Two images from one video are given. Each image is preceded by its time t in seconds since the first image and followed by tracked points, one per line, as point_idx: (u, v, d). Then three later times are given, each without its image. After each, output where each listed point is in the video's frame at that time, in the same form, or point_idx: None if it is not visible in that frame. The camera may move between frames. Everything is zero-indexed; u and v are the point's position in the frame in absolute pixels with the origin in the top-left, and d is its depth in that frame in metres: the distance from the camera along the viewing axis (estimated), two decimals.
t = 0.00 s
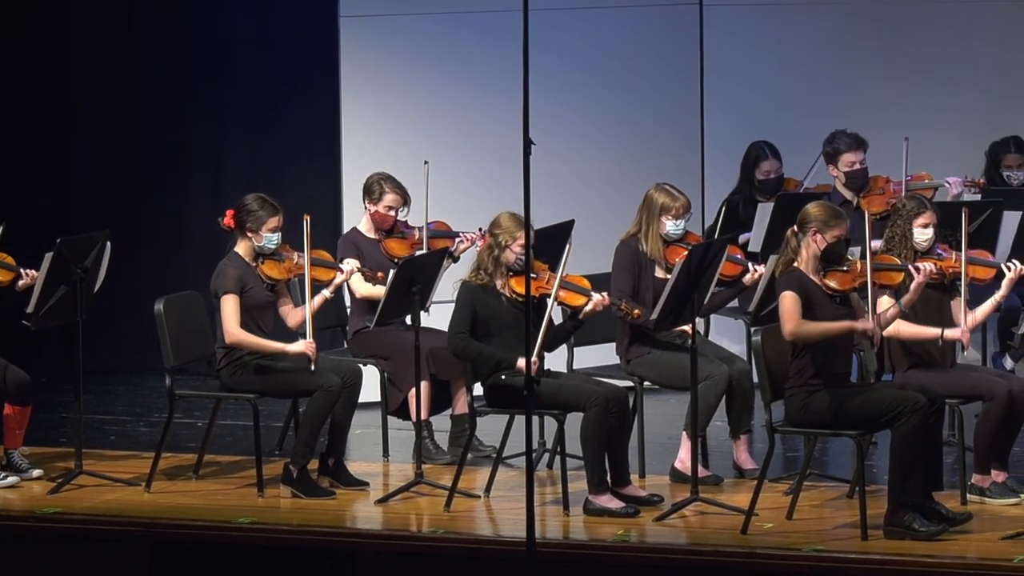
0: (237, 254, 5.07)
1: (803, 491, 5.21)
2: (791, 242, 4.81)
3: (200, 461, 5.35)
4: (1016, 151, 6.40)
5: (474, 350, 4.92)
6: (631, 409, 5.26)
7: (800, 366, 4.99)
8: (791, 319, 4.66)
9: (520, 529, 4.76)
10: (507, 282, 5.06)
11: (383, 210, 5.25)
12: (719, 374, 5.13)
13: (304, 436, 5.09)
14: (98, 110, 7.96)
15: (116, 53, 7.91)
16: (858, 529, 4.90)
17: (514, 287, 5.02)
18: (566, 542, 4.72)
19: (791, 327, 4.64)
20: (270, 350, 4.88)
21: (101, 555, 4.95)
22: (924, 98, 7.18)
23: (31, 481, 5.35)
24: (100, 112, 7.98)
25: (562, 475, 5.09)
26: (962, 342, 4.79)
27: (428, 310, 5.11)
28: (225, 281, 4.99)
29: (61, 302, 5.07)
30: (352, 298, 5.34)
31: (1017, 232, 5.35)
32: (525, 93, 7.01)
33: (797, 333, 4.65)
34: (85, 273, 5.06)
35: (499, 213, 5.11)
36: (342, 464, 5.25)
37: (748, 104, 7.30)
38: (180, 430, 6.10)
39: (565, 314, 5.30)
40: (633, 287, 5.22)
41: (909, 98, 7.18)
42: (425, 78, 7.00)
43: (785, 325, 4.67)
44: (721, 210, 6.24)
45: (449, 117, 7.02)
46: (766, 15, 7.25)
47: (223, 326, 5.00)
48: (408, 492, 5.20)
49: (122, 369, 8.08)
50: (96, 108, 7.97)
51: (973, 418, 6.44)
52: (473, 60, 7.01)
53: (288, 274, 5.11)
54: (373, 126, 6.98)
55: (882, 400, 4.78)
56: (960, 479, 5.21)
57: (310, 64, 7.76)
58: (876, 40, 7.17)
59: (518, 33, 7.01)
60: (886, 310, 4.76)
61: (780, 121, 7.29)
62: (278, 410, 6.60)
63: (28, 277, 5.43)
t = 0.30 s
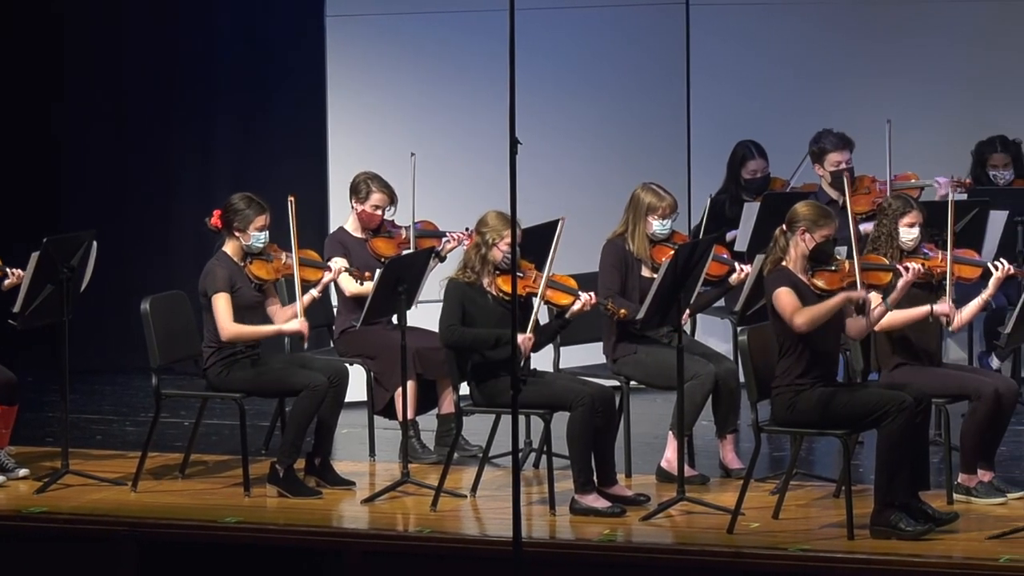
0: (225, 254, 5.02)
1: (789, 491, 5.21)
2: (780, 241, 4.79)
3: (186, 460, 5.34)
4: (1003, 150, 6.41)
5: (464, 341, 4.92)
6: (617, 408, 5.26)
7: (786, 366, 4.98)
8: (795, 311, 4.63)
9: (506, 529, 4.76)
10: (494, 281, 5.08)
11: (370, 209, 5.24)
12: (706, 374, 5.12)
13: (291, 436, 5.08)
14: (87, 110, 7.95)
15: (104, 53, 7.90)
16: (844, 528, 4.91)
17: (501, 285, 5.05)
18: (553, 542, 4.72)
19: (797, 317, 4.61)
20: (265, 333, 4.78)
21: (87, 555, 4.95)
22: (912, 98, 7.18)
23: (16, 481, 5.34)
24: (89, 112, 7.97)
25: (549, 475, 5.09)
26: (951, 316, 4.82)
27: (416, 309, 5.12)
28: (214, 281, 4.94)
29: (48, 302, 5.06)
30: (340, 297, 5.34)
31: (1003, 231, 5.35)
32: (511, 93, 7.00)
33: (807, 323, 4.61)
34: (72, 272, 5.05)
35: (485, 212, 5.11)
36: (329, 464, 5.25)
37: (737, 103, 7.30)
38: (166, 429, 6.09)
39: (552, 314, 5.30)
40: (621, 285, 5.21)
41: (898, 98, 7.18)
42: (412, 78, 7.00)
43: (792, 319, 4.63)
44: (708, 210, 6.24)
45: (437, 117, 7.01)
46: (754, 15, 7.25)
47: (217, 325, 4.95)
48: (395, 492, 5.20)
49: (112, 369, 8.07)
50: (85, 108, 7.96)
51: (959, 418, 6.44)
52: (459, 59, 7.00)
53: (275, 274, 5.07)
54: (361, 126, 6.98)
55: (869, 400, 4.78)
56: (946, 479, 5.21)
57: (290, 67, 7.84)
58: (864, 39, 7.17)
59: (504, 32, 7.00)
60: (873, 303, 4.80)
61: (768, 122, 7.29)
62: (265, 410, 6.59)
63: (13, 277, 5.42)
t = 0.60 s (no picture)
0: (212, 254, 5.01)
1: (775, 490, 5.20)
2: (771, 241, 4.70)
3: (173, 460, 5.35)
4: (989, 150, 6.41)
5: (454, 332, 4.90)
6: (603, 408, 5.25)
7: (773, 366, 4.98)
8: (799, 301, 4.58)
9: (492, 529, 4.76)
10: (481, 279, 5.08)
11: (357, 209, 5.23)
12: (692, 374, 5.12)
13: (277, 435, 5.09)
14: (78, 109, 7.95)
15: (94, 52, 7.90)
16: (830, 528, 4.91)
17: (487, 285, 5.04)
18: (539, 542, 4.72)
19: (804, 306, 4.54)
20: (257, 313, 4.81)
21: (73, 555, 4.95)
22: (899, 97, 7.19)
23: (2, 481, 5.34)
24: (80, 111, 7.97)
25: (535, 474, 5.09)
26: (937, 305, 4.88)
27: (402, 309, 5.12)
28: (202, 281, 4.94)
29: (34, 302, 5.06)
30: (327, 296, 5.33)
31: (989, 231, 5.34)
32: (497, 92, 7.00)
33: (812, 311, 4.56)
34: (58, 272, 5.05)
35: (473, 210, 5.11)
36: (315, 463, 5.26)
37: (724, 104, 7.31)
38: (153, 429, 6.09)
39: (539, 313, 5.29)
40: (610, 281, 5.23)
41: (886, 98, 7.20)
42: (399, 78, 7.00)
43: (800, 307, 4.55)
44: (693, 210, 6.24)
45: (424, 117, 7.02)
46: (741, 15, 7.25)
47: (213, 322, 4.91)
48: (381, 491, 5.20)
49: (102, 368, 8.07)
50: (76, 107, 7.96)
51: (945, 417, 6.44)
52: (446, 59, 7.00)
53: (261, 276, 5.07)
54: (349, 125, 6.98)
55: (855, 399, 4.78)
56: (933, 479, 5.21)
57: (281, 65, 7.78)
58: (851, 39, 7.18)
59: (489, 32, 7.00)
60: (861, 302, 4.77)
61: (756, 122, 7.30)
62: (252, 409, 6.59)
63: None
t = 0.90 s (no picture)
0: (197, 254, 5.01)
1: (761, 490, 5.21)
2: (759, 241, 4.69)
3: (158, 459, 5.35)
4: (974, 150, 6.42)
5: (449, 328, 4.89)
6: (590, 407, 5.26)
7: (759, 365, 4.98)
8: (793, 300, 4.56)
9: (478, 528, 4.77)
10: (468, 279, 5.03)
11: (343, 210, 5.24)
12: (678, 373, 5.12)
13: (263, 434, 5.09)
14: (67, 110, 7.95)
15: (82, 52, 7.89)
16: (817, 527, 4.91)
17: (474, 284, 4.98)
18: (525, 541, 4.72)
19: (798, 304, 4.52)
20: (240, 309, 4.79)
21: (59, 554, 4.95)
22: (886, 98, 7.21)
23: None
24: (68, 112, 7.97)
25: (521, 474, 5.09)
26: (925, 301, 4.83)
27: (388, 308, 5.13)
28: (187, 282, 4.94)
29: (19, 301, 5.05)
30: (313, 297, 5.34)
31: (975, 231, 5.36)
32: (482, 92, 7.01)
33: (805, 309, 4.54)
34: (44, 271, 5.04)
35: (459, 211, 5.08)
36: (301, 463, 5.26)
37: (712, 104, 7.32)
38: (139, 429, 6.09)
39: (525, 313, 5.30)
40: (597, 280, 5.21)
41: (873, 99, 7.22)
42: (386, 78, 7.00)
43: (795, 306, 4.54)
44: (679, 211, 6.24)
45: (411, 117, 7.03)
46: (727, 15, 7.26)
47: (198, 324, 4.91)
48: (368, 491, 5.20)
49: (92, 368, 8.07)
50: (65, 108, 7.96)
51: (930, 416, 6.45)
52: (431, 60, 7.01)
53: (247, 276, 5.07)
54: (337, 126, 6.98)
55: (842, 398, 4.77)
56: (919, 478, 5.21)
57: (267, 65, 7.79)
58: (838, 40, 7.20)
59: (474, 32, 7.01)
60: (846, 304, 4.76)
61: (743, 122, 7.31)
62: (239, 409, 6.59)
63: None
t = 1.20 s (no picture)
0: (183, 253, 5.02)
1: (747, 489, 5.21)
2: (742, 239, 4.70)
3: (144, 458, 5.35)
4: (961, 151, 6.43)
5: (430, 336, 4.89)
6: (575, 407, 5.25)
7: (744, 366, 4.97)
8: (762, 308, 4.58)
9: (464, 528, 4.77)
10: (454, 279, 5.04)
11: (327, 209, 5.23)
12: (663, 373, 5.12)
13: (249, 434, 5.09)
14: (56, 110, 7.95)
15: (71, 52, 7.88)
16: (802, 527, 4.91)
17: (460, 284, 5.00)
18: (511, 541, 4.73)
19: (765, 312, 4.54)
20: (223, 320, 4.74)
21: (44, 554, 4.95)
22: (875, 98, 7.21)
23: None
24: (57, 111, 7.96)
25: (507, 473, 5.10)
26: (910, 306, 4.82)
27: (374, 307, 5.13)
28: (171, 281, 4.94)
29: (5, 301, 5.05)
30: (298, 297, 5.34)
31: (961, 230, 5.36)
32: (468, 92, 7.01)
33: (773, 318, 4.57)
34: (30, 271, 5.04)
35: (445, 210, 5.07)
36: (287, 462, 5.26)
37: (700, 104, 7.32)
38: (125, 428, 6.09)
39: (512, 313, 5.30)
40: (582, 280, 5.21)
41: (861, 98, 7.22)
42: (372, 77, 7.00)
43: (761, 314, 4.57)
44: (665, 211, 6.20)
45: (398, 116, 7.03)
46: (715, 15, 7.26)
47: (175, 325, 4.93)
48: (354, 490, 5.21)
49: (82, 368, 8.08)
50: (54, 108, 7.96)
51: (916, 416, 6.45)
52: (417, 59, 7.01)
53: (233, 275, 5.06)
54: (325, 125, 6.98)
55: (829, 398, 4.78)
56: (904, 478, 5.22)
57: (254, 64, 7.78)
58: (825, 40, 7.21)
59: (460, 31, 7.01)
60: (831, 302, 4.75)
61: (731, 121, 7.32)
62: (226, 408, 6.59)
63: None
